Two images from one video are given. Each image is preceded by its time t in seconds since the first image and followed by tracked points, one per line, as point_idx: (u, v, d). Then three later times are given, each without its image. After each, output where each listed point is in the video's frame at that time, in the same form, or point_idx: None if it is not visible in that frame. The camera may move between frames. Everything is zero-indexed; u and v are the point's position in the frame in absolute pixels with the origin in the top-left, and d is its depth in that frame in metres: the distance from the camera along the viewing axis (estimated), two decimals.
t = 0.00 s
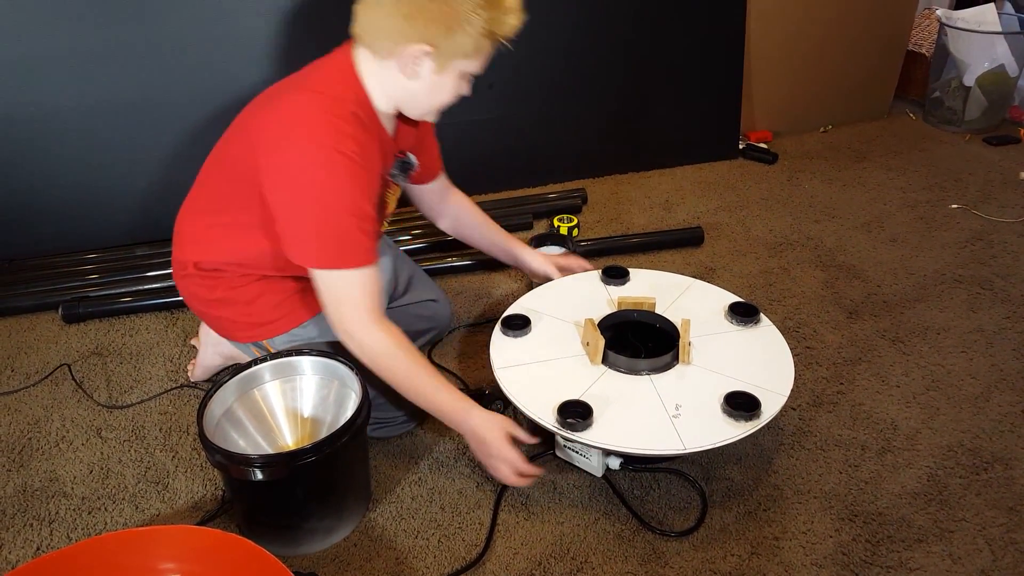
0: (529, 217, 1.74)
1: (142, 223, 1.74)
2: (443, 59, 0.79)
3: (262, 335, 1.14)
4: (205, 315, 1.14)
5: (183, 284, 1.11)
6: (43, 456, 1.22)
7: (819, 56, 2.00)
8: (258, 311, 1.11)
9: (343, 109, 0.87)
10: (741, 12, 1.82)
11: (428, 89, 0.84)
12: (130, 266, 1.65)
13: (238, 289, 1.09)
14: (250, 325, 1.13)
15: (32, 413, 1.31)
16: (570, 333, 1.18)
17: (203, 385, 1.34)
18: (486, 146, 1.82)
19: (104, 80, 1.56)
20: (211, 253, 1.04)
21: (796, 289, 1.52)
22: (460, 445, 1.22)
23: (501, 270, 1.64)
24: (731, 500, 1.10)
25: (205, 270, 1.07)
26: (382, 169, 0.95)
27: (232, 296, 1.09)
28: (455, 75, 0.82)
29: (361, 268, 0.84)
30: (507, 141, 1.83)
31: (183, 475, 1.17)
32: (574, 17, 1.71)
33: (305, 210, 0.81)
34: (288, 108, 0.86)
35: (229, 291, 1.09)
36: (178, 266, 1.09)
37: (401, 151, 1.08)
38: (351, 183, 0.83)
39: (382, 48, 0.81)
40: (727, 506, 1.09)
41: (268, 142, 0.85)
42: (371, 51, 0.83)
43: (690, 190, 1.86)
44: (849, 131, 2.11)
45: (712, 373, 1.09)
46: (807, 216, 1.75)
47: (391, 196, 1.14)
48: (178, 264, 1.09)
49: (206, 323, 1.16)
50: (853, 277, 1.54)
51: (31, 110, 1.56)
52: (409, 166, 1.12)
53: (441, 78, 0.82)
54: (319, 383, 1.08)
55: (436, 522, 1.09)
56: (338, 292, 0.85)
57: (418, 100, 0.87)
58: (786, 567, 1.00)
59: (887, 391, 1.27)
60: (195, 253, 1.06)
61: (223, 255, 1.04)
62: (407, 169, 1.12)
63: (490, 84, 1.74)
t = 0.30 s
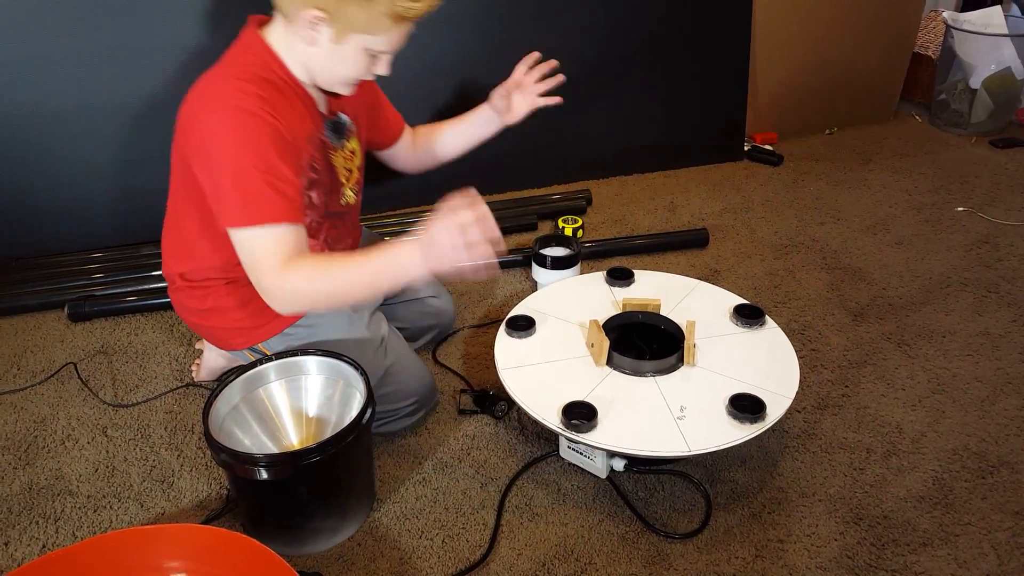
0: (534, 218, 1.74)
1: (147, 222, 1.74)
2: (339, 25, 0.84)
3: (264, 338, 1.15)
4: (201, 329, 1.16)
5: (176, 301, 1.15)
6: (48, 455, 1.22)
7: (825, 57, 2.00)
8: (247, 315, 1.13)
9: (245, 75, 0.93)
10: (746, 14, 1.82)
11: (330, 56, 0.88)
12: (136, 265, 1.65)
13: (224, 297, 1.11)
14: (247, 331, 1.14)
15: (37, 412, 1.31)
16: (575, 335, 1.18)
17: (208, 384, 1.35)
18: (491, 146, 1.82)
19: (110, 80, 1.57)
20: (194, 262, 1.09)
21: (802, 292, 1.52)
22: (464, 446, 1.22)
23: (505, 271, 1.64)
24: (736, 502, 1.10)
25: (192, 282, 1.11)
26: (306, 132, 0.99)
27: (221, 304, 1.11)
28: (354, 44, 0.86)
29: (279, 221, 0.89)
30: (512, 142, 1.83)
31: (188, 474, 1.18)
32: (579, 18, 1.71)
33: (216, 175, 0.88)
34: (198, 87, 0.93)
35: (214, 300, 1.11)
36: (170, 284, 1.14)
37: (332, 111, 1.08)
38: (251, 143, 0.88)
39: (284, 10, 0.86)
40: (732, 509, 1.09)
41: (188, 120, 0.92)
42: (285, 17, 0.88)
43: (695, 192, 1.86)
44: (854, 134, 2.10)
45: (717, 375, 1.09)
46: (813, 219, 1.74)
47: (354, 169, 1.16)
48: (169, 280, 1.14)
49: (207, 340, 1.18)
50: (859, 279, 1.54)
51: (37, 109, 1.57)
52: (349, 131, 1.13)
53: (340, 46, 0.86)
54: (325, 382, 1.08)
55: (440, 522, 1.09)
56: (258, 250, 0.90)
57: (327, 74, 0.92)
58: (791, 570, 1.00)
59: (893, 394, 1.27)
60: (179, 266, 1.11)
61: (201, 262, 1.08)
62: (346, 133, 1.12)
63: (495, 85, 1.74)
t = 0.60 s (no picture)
0: (538, 219, 1.75)
1: (152, 224, 1.75)
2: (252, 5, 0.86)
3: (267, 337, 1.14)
4: (202, 334, 1.16)
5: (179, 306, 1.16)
6: (53, 455, 1.23)
7: (830, 58, 1.99)
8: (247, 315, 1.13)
9: (203, 68, 0.96)
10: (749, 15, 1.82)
11: (257, 42, 0.91)
12: (141, 267, 1.66)
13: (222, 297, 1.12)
14: (249, 330, 1.13)
15: (43, 413, 1.32)
16: (579, 337, 1.18)
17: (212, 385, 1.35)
18: (494, 148, 1.82)
19: (114, 82, 1.57)
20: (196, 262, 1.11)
21: (806, 293, 1.51)
22: (468, 447, 1.22)
23: (509, 272, 1.64)
24: (740, 504, 1.10)
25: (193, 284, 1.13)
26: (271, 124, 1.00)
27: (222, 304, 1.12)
28: (268, 27, 0.87)
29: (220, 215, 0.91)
30: (516, 143, 1.83)
31: (193, 475, 1.18)
32: (582, 20, 1.72)
33: (164, 165, 0.92)
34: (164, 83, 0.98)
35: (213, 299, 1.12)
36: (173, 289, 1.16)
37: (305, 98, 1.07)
38: (199, 132, 0.91)
39: None
40: (736, 511, 1.09)
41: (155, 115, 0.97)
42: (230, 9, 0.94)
43: (699, 194, 1.86)
44: (859, 135, 2.10)
45: (722, 377, 1.09)
46: (817, 220, 1.74)
47: (338, 157, 1.15)
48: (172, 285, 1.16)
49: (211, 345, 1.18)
50: (863, 281, 1.54)
51: (42, 111, 1.58)
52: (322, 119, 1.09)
53: (260, 30, 0.88)
54: (330, 384, 1.08)
55: (444, 524, 1.09)
56: (207, 242, 0.93)
57: (266, 62, 0.92)
58: (795, 572, 1.00)
59: (898, 397, 1.27)
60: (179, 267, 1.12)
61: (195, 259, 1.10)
62: (320, 121, 1.09)
63: (499, 87, 1.74)
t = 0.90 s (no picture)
0: (539, 220, 1.75)
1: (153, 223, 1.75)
2: (303, 20, 0.82)
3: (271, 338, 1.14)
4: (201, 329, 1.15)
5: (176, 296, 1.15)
6: (55, 454, 1.23)
7: (831, 60, 2.00)
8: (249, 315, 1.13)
9: (238, 75, 0.93)
10: (750, 17, 1.82)
11: (307, 57, 0.87)
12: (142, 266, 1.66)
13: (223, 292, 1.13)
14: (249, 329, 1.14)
15: (45, 412, 1.32)
16: (580, 337, 1.19)
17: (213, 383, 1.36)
18: (495, 149, 1.83)
19: (116, 82, 1.58)
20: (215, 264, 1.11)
21: (806, 295, 1.52)
22: (469, 447, 1.22)
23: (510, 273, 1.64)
24: (740, 504, 1.10)
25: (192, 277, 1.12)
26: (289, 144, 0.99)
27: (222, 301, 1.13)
28: (318, 46, 0.84)
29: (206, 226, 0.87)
30: (517, 144, 1.84)
31: (194, 474, 1.18)
32: (583, 21, 1.72)
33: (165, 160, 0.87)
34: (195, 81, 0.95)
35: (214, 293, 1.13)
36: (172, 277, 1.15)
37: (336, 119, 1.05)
38: (215, 143, 0.87)
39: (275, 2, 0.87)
40: (736, 510, 1.09)
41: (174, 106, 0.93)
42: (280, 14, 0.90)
43: (699, 195, 1.86)
44: (859, 136, 2.11)
45: (722, 377, 1.09)
46: (817, 222, 1.75)
47: (358, 180, 1.14)
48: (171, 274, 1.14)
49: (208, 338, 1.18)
50: (863, 283, 1.54)
51: (44, 110, 1.58)
52: (351, 139, 1.09)
53: (309, 46, 0.85)
54: (331, 383, 1.09)
55: (445, 523, 1.10)
56: (171, 236, 0.87)
57: (313, 80, 0.91)
58: (795, 572, 1.00)
59: (897, 397, 1.27)
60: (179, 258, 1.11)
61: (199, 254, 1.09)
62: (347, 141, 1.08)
63: (500, 87, 1.75)
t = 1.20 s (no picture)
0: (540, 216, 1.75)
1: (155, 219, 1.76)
2: (383, 34, 0.85)
3: (281, 330, 1.16)
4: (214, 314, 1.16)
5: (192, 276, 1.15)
6: (57, 448, 1.24)
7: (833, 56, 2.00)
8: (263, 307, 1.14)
9: (309, 72, 0.95)
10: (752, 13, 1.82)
11: (376, 71, 0.89)
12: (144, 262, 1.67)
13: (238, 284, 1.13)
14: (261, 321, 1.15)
15: (47, 406, 1.33)
16: (579, 332, 1.19)
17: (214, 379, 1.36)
18: (496, 145, 1.83)
19: (118, 78, 1.59)
20: (223, 253, 1.10)
21: (806, 291, 1.52)
22: (468, 442, 1.23)
23: (511, 269, 1.65)
24: (738, 499, 1.11)
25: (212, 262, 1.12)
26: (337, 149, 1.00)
27: (237, 291, 1.13)
28: (392, 60, 0.86)
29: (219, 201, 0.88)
30: (518, 140, 1.84)
31: (195, 468, 1.19)
32: (583, 17, 1.72)
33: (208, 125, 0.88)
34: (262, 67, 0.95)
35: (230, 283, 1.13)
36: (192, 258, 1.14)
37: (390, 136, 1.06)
38: (264, 125, 0.88)
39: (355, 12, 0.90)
40: (733, 505, 1.10)
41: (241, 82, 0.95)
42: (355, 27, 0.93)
43: (700, 191, 1.86)
44: (861, 133, 2.10)
45: (720, 372, 1.10)
46: (817, 218, 1.75)
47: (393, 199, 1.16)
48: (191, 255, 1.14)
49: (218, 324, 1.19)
50: (863, 279, 1.54)
51: (45, 107, 1.59)
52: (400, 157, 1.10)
53: (382, 60, 0.87)
54: (331, 378, 1.10)
55: (444, 517, 1.10)
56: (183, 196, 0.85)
57: (379, 94, 0.92)
58: (791, 566, 1.01)
59: (896, 393, 1.27)
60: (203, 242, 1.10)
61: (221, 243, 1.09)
62: (397, 158, 1.09)
63: (501, 83, 1.75)
